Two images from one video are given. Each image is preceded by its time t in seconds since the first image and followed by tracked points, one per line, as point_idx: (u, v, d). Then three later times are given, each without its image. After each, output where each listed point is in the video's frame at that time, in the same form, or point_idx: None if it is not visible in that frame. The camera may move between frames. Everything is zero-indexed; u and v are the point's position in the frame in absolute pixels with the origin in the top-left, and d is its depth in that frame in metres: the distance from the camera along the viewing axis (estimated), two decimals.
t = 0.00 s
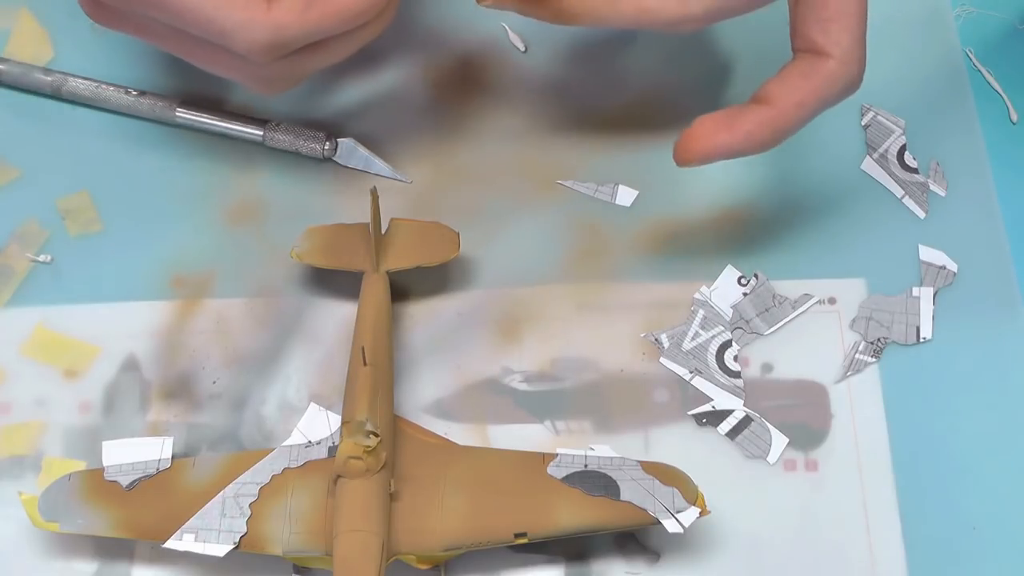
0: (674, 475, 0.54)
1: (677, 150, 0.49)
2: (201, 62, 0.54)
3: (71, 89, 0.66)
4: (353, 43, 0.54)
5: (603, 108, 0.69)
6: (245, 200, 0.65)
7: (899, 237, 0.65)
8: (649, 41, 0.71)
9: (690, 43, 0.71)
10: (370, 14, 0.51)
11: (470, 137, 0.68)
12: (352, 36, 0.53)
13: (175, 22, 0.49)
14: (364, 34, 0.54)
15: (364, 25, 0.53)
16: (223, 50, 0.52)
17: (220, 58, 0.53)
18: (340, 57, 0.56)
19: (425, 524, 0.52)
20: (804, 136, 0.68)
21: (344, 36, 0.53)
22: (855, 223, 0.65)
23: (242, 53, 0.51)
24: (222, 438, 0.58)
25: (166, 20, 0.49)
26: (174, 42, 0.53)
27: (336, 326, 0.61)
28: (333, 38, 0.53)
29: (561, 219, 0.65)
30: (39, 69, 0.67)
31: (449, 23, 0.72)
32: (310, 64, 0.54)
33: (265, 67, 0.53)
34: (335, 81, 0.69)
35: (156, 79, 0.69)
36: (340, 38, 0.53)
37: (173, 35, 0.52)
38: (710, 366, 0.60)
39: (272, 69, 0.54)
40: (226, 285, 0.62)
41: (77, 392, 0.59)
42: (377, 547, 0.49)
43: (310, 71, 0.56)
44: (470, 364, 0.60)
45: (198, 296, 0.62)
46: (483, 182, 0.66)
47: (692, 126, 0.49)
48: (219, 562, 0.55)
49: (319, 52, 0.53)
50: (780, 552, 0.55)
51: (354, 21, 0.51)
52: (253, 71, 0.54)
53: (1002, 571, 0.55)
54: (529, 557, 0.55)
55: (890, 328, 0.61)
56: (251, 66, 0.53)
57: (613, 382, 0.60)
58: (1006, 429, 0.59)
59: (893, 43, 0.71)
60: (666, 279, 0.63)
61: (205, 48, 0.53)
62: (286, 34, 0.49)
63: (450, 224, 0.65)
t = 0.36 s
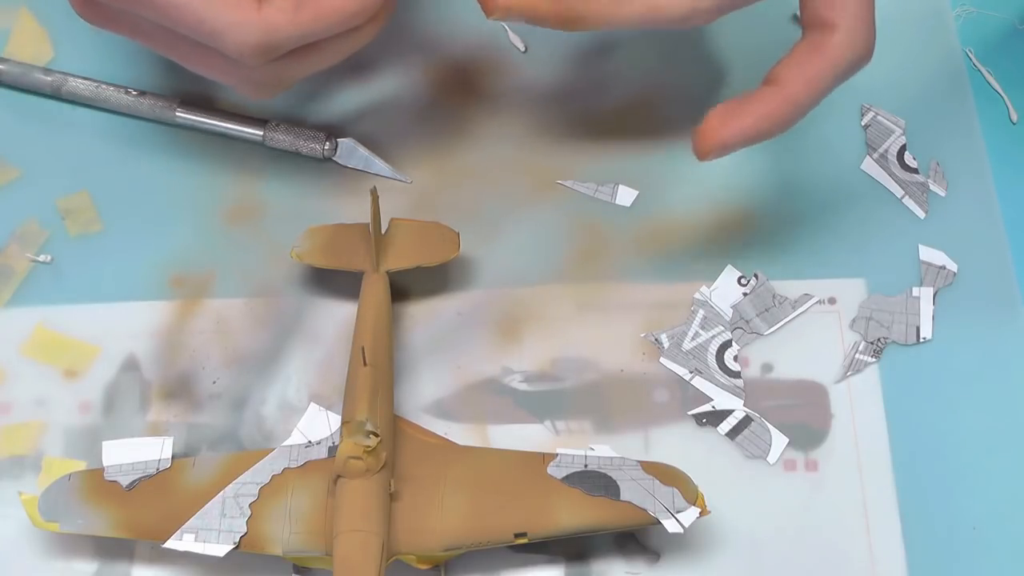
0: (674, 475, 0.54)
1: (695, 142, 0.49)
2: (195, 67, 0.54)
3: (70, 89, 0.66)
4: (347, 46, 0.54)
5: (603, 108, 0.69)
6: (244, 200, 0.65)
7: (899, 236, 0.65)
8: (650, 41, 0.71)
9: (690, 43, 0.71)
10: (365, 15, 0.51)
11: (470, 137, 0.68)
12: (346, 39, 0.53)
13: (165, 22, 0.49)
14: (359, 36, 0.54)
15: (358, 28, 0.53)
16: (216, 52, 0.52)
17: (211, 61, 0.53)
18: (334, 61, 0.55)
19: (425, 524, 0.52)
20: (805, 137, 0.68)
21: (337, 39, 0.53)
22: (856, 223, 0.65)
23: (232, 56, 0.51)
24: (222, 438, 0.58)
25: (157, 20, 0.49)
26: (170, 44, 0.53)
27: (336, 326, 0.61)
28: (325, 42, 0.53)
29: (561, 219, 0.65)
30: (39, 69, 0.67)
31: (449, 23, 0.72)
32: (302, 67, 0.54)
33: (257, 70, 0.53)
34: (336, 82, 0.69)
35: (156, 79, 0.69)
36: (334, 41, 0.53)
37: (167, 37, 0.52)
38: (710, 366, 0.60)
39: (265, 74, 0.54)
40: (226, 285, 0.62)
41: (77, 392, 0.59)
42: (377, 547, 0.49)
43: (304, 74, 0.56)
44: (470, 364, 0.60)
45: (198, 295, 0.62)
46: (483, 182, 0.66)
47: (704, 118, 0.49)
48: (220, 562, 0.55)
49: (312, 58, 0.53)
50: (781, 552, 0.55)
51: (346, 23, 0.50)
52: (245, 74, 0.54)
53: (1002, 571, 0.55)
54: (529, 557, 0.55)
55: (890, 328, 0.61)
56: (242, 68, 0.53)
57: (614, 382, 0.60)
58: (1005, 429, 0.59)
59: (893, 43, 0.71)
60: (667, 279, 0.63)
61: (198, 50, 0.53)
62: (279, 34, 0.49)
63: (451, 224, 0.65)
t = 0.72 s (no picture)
0: (674, 475, 0.54)
1: (708, 168, 0.49)
2: (195, 63, 0.54)
3: (70, 89, 0.66)
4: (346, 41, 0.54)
5: (604, 108, 0.69)
6: (245, 200, 0.65)
7: (899, 237, 0.65)
8: (651, 41, 0.71)
9: (690, 42, 0.71)
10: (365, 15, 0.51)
11: (470, 137, 0.68)
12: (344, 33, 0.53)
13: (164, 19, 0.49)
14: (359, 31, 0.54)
15: (357, 22, 0.53)
16: (215, 48, 0.52)
17: (210, 55, 0.53)
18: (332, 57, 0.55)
19: (425, 524, 0.52)
20: (805, 136, 0.68)
21: (336, 33, 0.53)
22: (856, 224, 0.65)
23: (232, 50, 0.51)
24: (222, 438, 0.58)
25: (157, 15, 0.49)
26: (170, 40, 0.53)
27: (336, 326, 0.61)
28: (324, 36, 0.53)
29: (561, 220, 0.65)
30: (39, 69, 0.67)
31: (449, 23, 0.71)
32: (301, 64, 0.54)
33: (256, 65, 0.53)
34: (336, 82, 0.69)
35: (156, 79, 0.69)
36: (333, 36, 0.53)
37: (167, 33, 0.52)
38: (710, 366, 0.60)
39: (265, 69, 0.54)
40: (226, 284, 0.62)
41: (77, 392, 0.59)
42: (377, 547, 0.49)
43: (303, 69, 0.56)
44: (471, 364, 0.60)
45: (198, 295, 0.62)
46: (484, 183, 0.66)
47: (714, 140, 0.49)
48: (220, 562, 0.55)
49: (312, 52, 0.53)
50: (781, 552, 0.55)
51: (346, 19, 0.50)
52: (245, 70, 0.54)
53: (1002, 571, 0.55)
54: (529, 557, 0.55)
55: (890, 328, 0.61)
56: (242, 64, 0.53)
57: (613, 382, 0.60)
58: (1005, 429, 0.59)
59: (893, 43, 0.71)
60: (667, 279, 0.63)
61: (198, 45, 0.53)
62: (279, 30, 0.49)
63: (451, 224, 0.65)
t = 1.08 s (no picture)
0: (674, 475, 0.54)
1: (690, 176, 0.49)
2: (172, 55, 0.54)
3: (70, 89, 0.66)
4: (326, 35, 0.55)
5: (603, 108, 0.69)
6: (245, 200, 0.65)
7: (899, 237, 0.65)
8: (651, 41, 0.71)
9: (690, 42, 0.71)
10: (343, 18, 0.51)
11: (470, 137, 0.68)
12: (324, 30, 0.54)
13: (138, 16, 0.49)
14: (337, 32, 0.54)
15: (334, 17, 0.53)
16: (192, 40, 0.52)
17: (186, 49, 0.53)
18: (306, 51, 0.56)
19: (425, 524, 0.52)
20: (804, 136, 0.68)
21: (312, 28, 0.53)
22: (856, 225, 0.65)
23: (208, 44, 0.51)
24: (222, 438, 0.58)
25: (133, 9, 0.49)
26: (147, 32, 0.53)
27: (336, 326, 0.61)
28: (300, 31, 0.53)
29: (561, 220, 0.65)
30: (39, 69, 0.67)
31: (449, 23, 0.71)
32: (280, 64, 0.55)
33: (233, 58, 0.53)
34: (336, 82, 0.69)
35: (156, 79, 0.69)
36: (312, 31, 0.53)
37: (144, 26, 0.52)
38: (710, 366, 0.60)
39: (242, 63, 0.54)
40: (226, 284, 0.62)
41: (77, 392, 0.59)
42: (377, 547, 0.49)
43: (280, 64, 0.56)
44: (471, 364, 0.60)
45: (198, 295, 0.62)
46: (484, 183, 0.66)
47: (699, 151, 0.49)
48: (220, 562, 0.55)
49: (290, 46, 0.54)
50: (781, 551, 0.55)
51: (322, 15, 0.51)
52: (223, 62, 0.54)
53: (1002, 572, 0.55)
54: (529, 557, 0.55)
55: (890, 329, 0.61)
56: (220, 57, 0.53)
57: (613, 382, 0.60)
58: (1006, 429, 0.59)
59: (893, 43, 0.71)
60: (667, 279, 0.63)
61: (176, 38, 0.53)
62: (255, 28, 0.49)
63: (450, 224, 0.65)
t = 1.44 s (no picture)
0: (674, 475, 0.54)
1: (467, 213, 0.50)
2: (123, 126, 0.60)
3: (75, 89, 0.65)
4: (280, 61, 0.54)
5: (603, 108, 0.69)
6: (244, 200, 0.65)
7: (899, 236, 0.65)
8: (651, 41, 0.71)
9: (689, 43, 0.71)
10: (206, 170, 0.54)
11: (470, 138, 0.68)
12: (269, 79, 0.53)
13: (70, 152, 0.62)
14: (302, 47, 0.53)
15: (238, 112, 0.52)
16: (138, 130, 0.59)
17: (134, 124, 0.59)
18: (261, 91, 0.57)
19: (425, 524, 0.52)
20: (803, 137, 0.68)
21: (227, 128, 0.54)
22: (856, 225, 0.65)
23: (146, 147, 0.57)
24: (222, 438, 0.58)
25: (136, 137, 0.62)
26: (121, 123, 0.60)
27: (336, 326, 0.61)
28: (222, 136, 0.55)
29: (561, 220, 0.65)
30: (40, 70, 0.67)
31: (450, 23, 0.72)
32: (235, 162, 0.58)
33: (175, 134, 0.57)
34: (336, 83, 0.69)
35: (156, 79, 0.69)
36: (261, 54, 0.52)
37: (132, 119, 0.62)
38: (710, 366, 0.60)
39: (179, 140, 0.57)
40: (226, 284, 0.62)
41: (77, 392, 0.59)
42: (377, 548, 0.49)
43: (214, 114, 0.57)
44: (471, 364, 0.60)
45: (198, 296, 0.62)
46: (483, 185, 0.66)
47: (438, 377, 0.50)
48: (221, 561, 0.55)
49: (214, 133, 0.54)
50: (781, 551, 0.55)
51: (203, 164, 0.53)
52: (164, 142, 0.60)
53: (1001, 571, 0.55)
54: (529, 557, 0.55)
55: (890, 329, 0.61)
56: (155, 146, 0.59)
57: (613, 382, 0.60)
58: (1005, 429, 0.59)
59: (893, 42, 0.71)
60: (667, 280, 0.63)
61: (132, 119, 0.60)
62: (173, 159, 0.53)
63: (451, 224, 0.65)
